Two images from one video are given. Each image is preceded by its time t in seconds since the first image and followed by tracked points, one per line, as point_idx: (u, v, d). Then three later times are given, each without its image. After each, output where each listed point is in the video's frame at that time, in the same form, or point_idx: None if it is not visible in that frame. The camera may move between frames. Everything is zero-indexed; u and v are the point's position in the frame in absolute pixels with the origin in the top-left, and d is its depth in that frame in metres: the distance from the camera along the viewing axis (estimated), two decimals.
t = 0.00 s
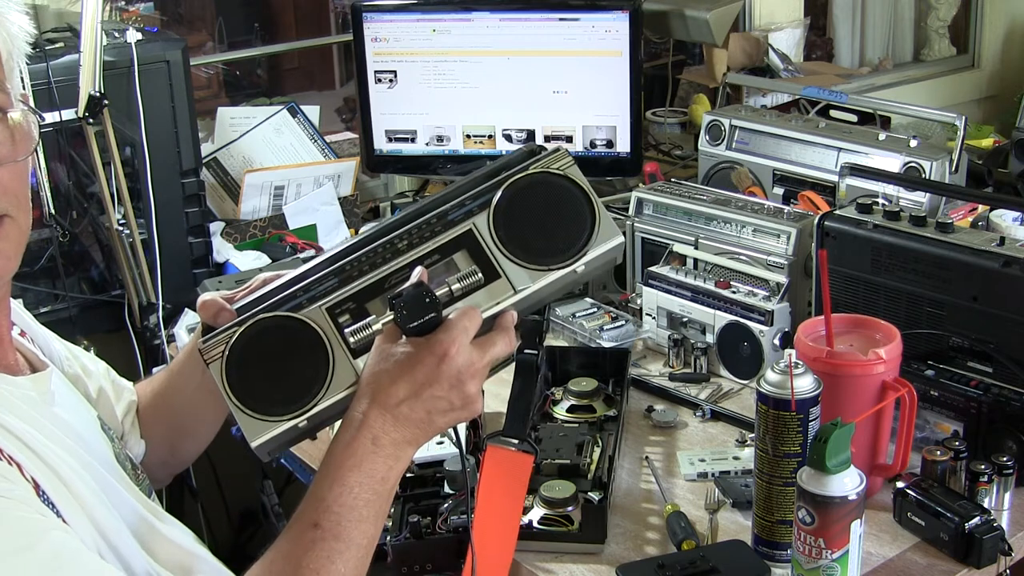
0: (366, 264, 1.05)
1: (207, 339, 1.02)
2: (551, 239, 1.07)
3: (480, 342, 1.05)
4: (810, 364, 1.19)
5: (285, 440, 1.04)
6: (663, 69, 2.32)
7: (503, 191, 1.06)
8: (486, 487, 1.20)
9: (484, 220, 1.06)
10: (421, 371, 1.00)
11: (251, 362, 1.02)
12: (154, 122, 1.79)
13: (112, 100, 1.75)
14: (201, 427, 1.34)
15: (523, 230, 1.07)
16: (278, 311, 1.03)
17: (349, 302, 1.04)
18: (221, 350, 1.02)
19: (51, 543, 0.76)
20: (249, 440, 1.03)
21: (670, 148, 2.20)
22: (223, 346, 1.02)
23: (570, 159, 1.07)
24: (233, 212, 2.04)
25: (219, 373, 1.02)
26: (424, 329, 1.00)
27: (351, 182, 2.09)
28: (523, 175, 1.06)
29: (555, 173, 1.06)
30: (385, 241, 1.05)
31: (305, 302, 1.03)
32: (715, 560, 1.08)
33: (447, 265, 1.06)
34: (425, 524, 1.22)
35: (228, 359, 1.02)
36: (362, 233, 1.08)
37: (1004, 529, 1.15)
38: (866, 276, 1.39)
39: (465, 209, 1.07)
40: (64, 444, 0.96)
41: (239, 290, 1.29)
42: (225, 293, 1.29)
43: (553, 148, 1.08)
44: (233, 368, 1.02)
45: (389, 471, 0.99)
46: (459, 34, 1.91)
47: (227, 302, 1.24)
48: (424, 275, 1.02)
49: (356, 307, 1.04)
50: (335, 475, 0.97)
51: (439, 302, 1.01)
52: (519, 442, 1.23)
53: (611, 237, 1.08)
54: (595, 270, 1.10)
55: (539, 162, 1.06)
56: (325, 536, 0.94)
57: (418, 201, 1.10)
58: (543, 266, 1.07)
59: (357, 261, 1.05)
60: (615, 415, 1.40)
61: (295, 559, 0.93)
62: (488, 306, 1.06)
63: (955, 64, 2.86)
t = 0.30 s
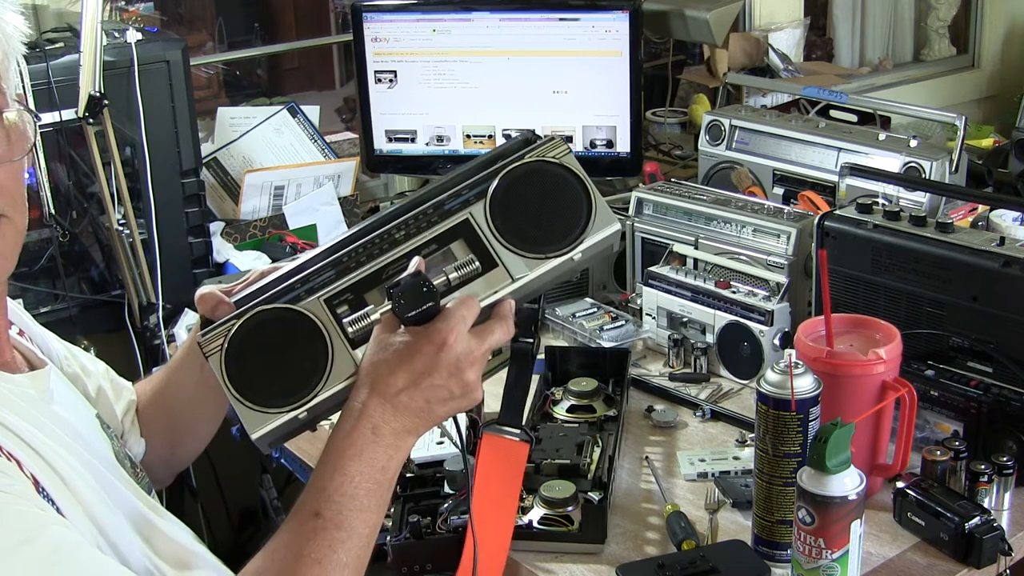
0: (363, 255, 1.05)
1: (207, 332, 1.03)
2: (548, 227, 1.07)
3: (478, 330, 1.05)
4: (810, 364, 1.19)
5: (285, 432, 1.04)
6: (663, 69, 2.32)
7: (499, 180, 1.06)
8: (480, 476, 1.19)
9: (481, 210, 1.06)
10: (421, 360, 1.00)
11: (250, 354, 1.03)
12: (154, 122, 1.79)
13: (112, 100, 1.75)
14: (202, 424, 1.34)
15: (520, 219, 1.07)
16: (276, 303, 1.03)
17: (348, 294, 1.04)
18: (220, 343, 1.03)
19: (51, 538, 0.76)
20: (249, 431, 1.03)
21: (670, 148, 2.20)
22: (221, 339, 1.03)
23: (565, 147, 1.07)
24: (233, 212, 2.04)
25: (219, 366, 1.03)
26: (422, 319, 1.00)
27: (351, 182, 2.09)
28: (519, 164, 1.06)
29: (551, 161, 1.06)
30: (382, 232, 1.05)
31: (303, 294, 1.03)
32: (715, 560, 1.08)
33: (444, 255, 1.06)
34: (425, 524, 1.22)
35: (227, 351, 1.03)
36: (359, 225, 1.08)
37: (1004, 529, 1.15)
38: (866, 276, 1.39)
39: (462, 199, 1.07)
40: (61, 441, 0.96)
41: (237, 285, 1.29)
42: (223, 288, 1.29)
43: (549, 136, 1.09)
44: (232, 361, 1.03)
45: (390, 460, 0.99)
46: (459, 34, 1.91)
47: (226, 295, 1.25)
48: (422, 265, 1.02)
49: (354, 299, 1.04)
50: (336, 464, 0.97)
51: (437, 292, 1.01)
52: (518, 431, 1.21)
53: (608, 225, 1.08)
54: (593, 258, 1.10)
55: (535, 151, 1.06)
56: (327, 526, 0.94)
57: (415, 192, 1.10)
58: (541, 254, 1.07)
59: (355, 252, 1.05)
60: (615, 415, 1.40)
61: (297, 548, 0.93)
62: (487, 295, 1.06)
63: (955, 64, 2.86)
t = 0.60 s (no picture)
0: (366, 252, 1.05)
1: (209, 331, 1.03)
2: (551, 225, 1.07)
3: (482, 329, 1.05)
4: (810, 364, 1.19)
5: (289, 430, 1.05)
6: (663, 69, 2.32)
7: (501, 178, 1.06)
8: (480, 473, 1.21)
9: (483, 208, 1.06)
10: (424, 360, 1.00)
11: (252, 353, 1.03)
12: (154, 123, 1.79)
13: (112, 100, 1.74)
14: (202, 416, 1.35)
15: (523, 218, 1.07)
16: (279, 301, 1.03)
17: (351, 292, 1.04)
18: (223, 342, 1.03)
19: (54, 537, 0.76)
20: (253, 430, 1.04)
21: (670, 148, 2.20)
22: (224, 338, 1.03)
23: (568, 145, 1.07)
24: (233, 212, 2.04)
25: (221, 365, 1.03)
26: (426, 319, 1.00)
27: (351, 182, 2.09)
28: (521, 161, 1.05)
29: (553, 158, 1.06)
30: (384, 229, 1.05)
31: (305, 292, 1.03)
32: (715, 560, 1.08)
33: (447, 253, 1.06)
34: (424, 524, 1.22)
35: (230, 350, 1.03)
36: (361, 222, 1.08)
37: (1004, 529, 1.15)
38: (866, 276, 1.39)
39: (464, 196, 1.07)
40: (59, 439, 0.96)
41: (237, 281, 1.30)
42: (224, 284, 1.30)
43: (552, 133, 1.08)
44: (235, 360, 1.03)
45: (394, 459, 1.00)
46: (459, 34, 1.91)
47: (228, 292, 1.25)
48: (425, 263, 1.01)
49: (357, 297, 1.04)
50: (339, 464, 0.97)
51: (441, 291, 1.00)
52: (518, 428, 1.23)
53: (611, 222, 1.08)
54: (596, 255, 1.10)
55: (537, 148, 1.06)
56: (331, 525, 0.95)
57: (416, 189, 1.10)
58: (544, 253, 1.07)
59: (357, 249, 1.05)
60: (615, 415, 1.40)
61: (301, 548, 0.94)
62: (489, 294, 1.06)
63: (955, 64, 2.86)
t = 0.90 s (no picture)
0: (370, 250, 1.04)
1: (213, 327, 1.02)
2: (554, 223, 1.07)
3: (487, 326, 1.05)
4: (810, 364, 1.19)
5: (293, 426, 1.05)
6: (663, 69, 2.32)
7: (505, 176, 1.06)
8: (479, 472, 1.21)
9: (487, 205, 1.06)
10: (430, 357, 1.00)
11: (256, 349, 1.03)
12: (154, 123, 1.79)
13: (112, 100, 1.74)
14: (202, 411, 1.35)
15: (526, 215, 1.07)
16: (283, 297, 1.03)
17: (355, 289, 1.04)
18: (226, 338, 1.02)
19: (59, 537, 0.77)
20: (257, 427, 1.04)
21: (670, 148, 2.20)
22: (228, 334, 1.02)
23: (571, 143, 1.07)
24: (234, 212, 2.04)
25: (225, 362, 1.03)
26: (432, 316, 1.01)
27: (351, 182, 2.09)
28: (524, 159, 1.05)
29: (557, 156, 1.06)
30: (387, 227, 1.05)
31: (309, 289, 1.03)
32: (715, 560, 1.08)
33: (451, 251, 1.06)
34: (424, 524, 1.22)
35: (233, 347, 1.02)
36: (364, 218, 1.08)
37: (1004, 529, 1.15)
38: (866, 276, 1.39)
39: (467, 193, 1.06)
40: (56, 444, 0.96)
41: (240, 275, 1.30)
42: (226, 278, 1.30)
43: (555, 130, 1.08)
44: (239, 357, 1.02)
45: (402, 454, 1.00)
46: (459, 34, 1.91)
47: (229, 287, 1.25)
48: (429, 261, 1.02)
49: (361, 294, 1.04)
50: (346, 458, 0.98)
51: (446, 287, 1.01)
52: (518, 424, 1.23)
53: (614, 220, 1.08)
54: (599, 253, 1.10)
55: (540, 146, 1.06)
56: (339, 519, 0.95)
57: (419, 185, 1.10)
58: (548, 250, 1.07)
59: (361, 246, 1.05)
60: (615, 415, 1.40)
61: (312, 541, 0.94)
62: (494, 291, 1.06)
63: (955, 64, 2.86)
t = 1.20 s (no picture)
0: (374, 246, 1.05)
1: (216, 319, 1.03)
2: (558, 223, 1.07)
3: (491, 325, 1.05)
4: (810, 364, 1.19)
5: (294, 421, 1.05)
6: (663, 69, 2.32)
7: (510, 176, 1.06)
8: (482, 474, 1.21)
9: (493, 204, 1.06)
10: (434, 353, 1.00)
11: (259, 342, 1.03)
12: (154, 123, 1.79)
13: (112, 100, 1.74)
14: (201, 407, 1.35)
15: (531, 215, 1.07)
16: (287, 291, 1.03)
17: (359, 284, 1.05)
18: (230, 330, 1.03)
19: (56, 538, 0.77)
20: (258, 420, 1.04)
21: (670, 148, 2.20)
22: (231, 327, 1.02)
23: (578, 145, 1.07)
24: (233, 212, 2.04)
25: (228, 354, 1.03)
26: (438, 313, 1.00)
27: (351, 182, 2.09)
28: (531, 159, 1.06)
29: (563, 157, 1.06)
30: (392, 223, 1.06)
31: (313, 283, 1.04)
32: (715, 560, 1.08)
33: (455, 249, 1.06)
34: (424, 524, 1.22)
35: (236, 339, 1.03)
36: (369, 214, 1.09)
37: (1004, 529, 1.15)
38: (866, 276, 1.39)
39: (472, 192, 1.07)
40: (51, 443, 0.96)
41: (242, 269, 1.30)
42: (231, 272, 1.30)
43: (562, 132, 1.08)
44: (241, 349, 1.03)
45: (404, 451, 0.99)
46: (459, 34, 1.91)
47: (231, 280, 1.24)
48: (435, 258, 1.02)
49: (365, 289, 1.05)
50: (347, 455, 0.97)
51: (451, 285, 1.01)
52: (520, 423, 1.23)
53: (619, 221, 1.08)
54: (603, 254, 1.10)
55: (547, 147, 1.06)
56: (341, 515, 0.95)
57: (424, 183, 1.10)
58: (552, 250, 1.07)
59: (365, 242, 1.05)
60: (615, 415, 1.40)
61: (312, 538, 0.93)
62: (498, 289, 1.06)
63: (955, 64, 2.86)
